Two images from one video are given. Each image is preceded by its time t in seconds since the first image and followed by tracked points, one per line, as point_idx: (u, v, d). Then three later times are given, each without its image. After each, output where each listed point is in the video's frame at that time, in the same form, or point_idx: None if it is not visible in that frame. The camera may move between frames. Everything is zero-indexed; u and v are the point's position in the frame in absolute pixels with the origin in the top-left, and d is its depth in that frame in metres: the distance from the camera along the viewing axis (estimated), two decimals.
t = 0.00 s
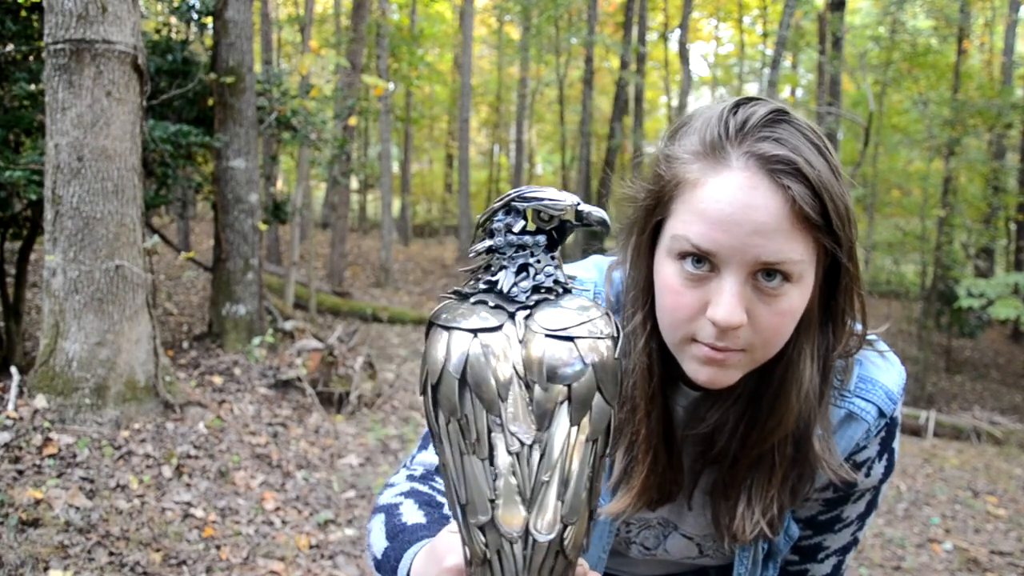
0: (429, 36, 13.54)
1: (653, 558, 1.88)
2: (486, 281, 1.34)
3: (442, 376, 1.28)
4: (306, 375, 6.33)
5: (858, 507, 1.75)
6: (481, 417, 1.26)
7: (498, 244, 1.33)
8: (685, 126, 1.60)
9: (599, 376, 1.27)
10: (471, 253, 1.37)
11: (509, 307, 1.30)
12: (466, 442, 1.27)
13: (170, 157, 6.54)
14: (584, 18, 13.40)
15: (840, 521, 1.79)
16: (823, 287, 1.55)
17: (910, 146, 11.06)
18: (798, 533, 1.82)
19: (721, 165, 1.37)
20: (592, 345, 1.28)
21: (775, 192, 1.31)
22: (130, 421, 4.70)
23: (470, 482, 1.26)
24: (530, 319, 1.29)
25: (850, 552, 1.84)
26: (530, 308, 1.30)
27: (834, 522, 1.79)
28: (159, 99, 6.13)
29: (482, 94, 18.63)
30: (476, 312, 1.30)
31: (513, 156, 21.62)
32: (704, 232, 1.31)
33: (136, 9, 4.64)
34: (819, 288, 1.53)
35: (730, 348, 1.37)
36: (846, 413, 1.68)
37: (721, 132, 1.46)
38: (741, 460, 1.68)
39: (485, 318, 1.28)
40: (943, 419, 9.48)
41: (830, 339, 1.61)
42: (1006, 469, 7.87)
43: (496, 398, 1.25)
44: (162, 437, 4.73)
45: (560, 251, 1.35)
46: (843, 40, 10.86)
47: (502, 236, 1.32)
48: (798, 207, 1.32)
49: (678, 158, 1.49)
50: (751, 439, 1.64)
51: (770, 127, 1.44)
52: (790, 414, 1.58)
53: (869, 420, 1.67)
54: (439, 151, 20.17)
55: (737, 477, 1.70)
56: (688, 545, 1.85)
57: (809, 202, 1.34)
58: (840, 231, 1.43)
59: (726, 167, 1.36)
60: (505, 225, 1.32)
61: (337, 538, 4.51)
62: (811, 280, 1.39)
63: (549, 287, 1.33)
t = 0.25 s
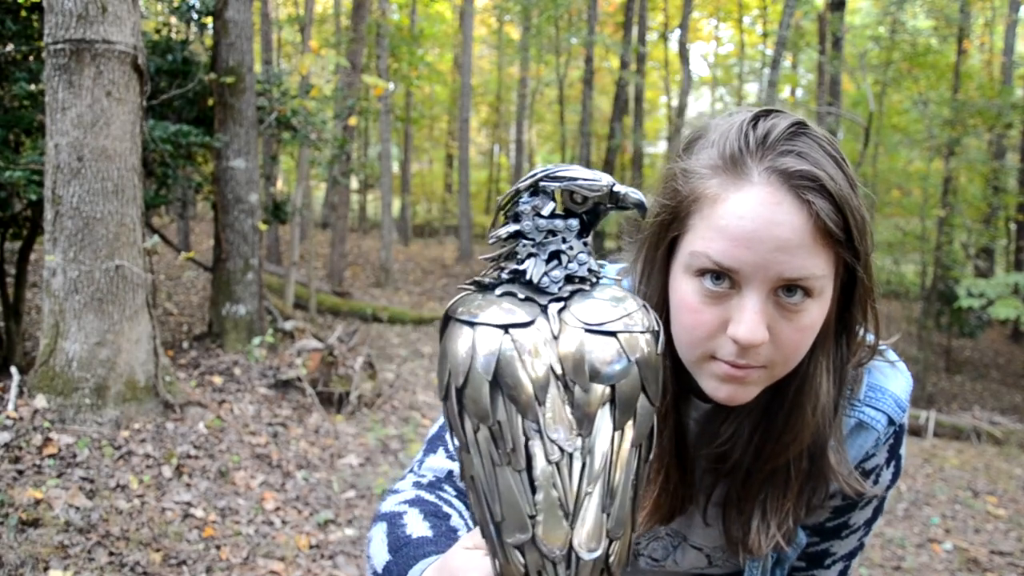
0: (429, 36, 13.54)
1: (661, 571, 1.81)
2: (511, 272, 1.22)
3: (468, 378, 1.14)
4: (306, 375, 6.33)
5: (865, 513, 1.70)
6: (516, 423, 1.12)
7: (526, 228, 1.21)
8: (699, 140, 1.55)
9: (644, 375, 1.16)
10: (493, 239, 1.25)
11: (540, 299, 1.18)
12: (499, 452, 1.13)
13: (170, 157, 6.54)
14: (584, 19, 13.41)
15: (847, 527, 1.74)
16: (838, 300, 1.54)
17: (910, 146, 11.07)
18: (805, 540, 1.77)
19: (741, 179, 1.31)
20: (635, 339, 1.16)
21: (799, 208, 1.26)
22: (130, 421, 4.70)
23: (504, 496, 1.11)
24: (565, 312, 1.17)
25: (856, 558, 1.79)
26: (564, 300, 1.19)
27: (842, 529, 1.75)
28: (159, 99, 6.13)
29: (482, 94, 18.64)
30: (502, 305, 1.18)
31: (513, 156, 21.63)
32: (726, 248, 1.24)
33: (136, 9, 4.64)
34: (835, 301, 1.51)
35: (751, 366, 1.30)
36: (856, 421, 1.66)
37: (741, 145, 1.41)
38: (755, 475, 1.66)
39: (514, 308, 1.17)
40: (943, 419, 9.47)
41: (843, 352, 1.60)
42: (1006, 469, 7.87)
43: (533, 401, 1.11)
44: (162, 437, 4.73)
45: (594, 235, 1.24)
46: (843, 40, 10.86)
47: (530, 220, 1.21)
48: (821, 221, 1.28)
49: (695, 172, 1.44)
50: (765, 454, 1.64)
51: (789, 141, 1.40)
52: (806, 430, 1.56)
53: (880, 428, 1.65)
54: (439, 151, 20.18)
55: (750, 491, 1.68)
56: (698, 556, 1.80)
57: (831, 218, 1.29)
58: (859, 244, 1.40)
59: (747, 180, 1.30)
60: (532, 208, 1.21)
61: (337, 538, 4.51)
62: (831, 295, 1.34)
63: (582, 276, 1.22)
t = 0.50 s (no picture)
0: (429, 36, 13.55)
1: None
2: (531, 262, 1.14)
3: (493, 374, 1.06)
4: (306, 375, 6.32)
5: (871, 517, 1.68)
6: (545, 423, 1.04)
7: (546, 214, 1.13)
8: (711, 149, 1.54)
9: (679, 366, 1.09)
10: (511, 227, 1.17)
11: (565, 289, 1.10)
12: (525, 452, 1.04)
13: (170, 157, 6.54)
14: (583, 19, 13.41)
15: (852, 531, 1.70)
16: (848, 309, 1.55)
17: (910, 146, 11.07)
18: (811, 546, 1.72)
19: (758, 190, 1.30)
20: (667, 328, 1.09)
21: (816, 221, 1.25)
22: (130, 421, 4.70)
23: (533, 500, 1.02)
24: (591, 302, 1.10)
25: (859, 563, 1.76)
26: (590, 290, 1.11)
27: (847, 533, 1.71)
28: (158, 99, 6.13)
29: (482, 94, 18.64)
30: (524, 297, 1.10)
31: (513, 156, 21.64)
32: (740, 260, 1.23)
33: (136, 9, 4.64)
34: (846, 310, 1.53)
35: (764, 378, 1.28)
36: (863, 427, 1.66)
37: (756, 155, 1.40)
38: (766, 485, 1.65)
39: (536, 300, 1.09)
40: (943, 419, 9.47)
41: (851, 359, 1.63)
42: (1006, 469, 7.87)
43: (563, 397, 1.04)
44: (162, 437, 4.73)
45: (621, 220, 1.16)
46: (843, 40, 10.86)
47: (551, 206, 1.12)
48: (836, 233, 1.27)
49: (709, 183, 1.43)
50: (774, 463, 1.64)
51: (804, 152, 1.39)
52: (817, 441, 1.57)
53: (886, 433, 1.65)
54: (439, 151, 20.19)
55: (759, 501, 1.66)
56: (704, 565, 1.76)
57: (847, 230, 1.29)
58: (872, 256, 1.41)
59: (763, 192, 1.29)
60: (552, 191, 1.13)
61: (337, 538, 4.51)
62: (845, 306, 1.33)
63: (608, 264, 1.14)
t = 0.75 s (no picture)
0: (430, 36, 13.54)
1: None
2: (532, 254, 1.13)
3: (498, 370, 1.05)
4: (307, 375, 6.32)
5: (872, 521, 1.69)
6: (555, 419, 1.02)
7: (546, 204, 1.11)
8: (717, 155, 1.54)
9: (689, 355, 1.08)
10: (508, 224, 1.14)
11: (568, 280, 1.10)
12: (536, 450, 1.02)
13: (170, 157, 6.54)
14: (584, 19, 13.42)
15: (853, 535, 1.72)
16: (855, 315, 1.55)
17: (910, 146, 11.07)
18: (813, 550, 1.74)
19: (766, 198, 1.30)
20: (671, 317, 1.08)
21: (824, 228, 1.25)
22: (130, 421, 4.70)
23: (546, 499, 1.00)
24: (596, 292, 1.09)
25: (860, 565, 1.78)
26: (593, 279, 1.10)
27: (848, 537, 1.73)
28: (159, 99, 6.13)
29: (482, 94, 18.64)
30: (527, 290, 1.09)
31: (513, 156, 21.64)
32: (748, 268, 1.22)
33: (136, 9, 4.65)
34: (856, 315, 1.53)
35: (771, 386, 1.28)
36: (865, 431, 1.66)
37: (764, 162, 1.40)
38: (772, 491, 1.65)
39: (538, 296, 1.08)
40: (943, 420, 9.48)
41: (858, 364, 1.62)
42: (1006, 469, 7.88)
43: (572, 391, 1.02)
44: (162, 437, 4.73)
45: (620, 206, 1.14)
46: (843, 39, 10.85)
47: (550, 195, 1.11)
48: (844, 240, 1.26)
49: (716, 190, 1.42)
50: (780, 470, 1.64)
51: (812, 159, 1.39)
52: (824, 448, 1.58)
53: (890, 438, 1.65)
54: (439, 151, 20.20)
55: (766, 507, 1.66)
56: (707, 569, 1.76)
57: (855, 239, 1.29)
58: (879, 262, 1.41)
59: (772, 199, 1.29)
60: (550, 181, 1.11)
61: (337, 538, 4.51)
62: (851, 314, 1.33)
63: (610, 253, 1.14)
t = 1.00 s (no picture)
0: (430, 36, 13.54)
1: None
2: (515, 247, 1.11)
3: (484, 363, 1.04)
4: (307, 375, 6.32)
5: (873, 524, 1.69)
6: (543, 411, 1.02)
7: (528, 196, 1.09)
8: (718, 159, 1.54)
9: (679, 343, 1.07)
10: (494, 218, 1.12)
11: (554, 271, 1.09)
12: (525, 443, 1.02)
13: (170, 157, 6.54)
14: (584, 19, 13.42)
15: (854, 538, 1.72)
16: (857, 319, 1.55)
17: (910, 146, 11.07)
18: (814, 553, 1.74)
19: (767, 203, 1.30)
20: (661, 305, 1.08)
21: (826, 233, 1.25)
22: (130, 421, 4.70)
23: (536, 493, 0.99)
24: (582, 283, 1.08)
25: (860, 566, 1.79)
26: (579, 270, 1.10)
27: (849, 540, 1.73)
28: (158, 99, 6.12)
29: (482, 94, 18.64)
30: (512, 283, 1.07)
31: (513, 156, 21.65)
32: (749, 272, 1.22)
33: (136, 9, 4.64)
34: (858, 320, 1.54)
35: (773, 391, 1.28)
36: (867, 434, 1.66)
37: (766, 166, 1.40)
38: (774, 495, 1.64)
39: (527, 288, 1.07)
40: (943, 420, 9.48)
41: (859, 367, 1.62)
42: (1006, 469, 7.88)
43: (559, 382, 1.02)
44: (162, 437, 4.73)
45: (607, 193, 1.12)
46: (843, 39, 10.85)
47: (532, 186, 1.09)
48: (845, 245, 1.26)
49: (718, 195, 1.42)
50: (783, 473, 1.63)
51: (814, 164, 1.39)
52: (826, 452, 1.58)
53: (891, 441, 1.65)
54: (439, 151, 20.20)
55: (768, 512, 1.66)
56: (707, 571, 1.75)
57: (857, 243, 1.29)
58: (881, 267, 1.41)
59: (773, 204, 1.29)
60: (532, 172, 1.09)
61: (337, 538, 4.51)
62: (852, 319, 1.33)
63: (596, 243, 1.12)
